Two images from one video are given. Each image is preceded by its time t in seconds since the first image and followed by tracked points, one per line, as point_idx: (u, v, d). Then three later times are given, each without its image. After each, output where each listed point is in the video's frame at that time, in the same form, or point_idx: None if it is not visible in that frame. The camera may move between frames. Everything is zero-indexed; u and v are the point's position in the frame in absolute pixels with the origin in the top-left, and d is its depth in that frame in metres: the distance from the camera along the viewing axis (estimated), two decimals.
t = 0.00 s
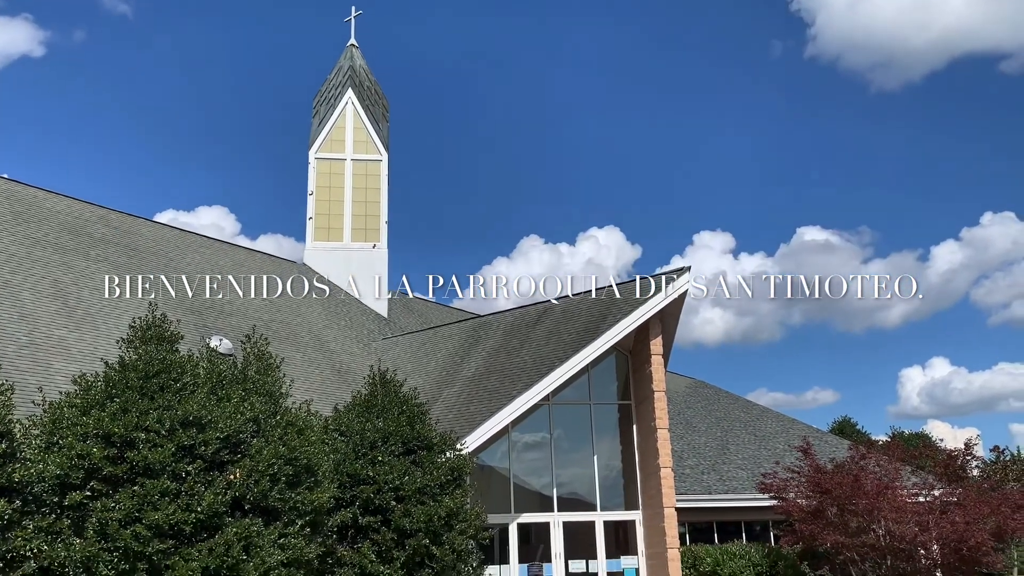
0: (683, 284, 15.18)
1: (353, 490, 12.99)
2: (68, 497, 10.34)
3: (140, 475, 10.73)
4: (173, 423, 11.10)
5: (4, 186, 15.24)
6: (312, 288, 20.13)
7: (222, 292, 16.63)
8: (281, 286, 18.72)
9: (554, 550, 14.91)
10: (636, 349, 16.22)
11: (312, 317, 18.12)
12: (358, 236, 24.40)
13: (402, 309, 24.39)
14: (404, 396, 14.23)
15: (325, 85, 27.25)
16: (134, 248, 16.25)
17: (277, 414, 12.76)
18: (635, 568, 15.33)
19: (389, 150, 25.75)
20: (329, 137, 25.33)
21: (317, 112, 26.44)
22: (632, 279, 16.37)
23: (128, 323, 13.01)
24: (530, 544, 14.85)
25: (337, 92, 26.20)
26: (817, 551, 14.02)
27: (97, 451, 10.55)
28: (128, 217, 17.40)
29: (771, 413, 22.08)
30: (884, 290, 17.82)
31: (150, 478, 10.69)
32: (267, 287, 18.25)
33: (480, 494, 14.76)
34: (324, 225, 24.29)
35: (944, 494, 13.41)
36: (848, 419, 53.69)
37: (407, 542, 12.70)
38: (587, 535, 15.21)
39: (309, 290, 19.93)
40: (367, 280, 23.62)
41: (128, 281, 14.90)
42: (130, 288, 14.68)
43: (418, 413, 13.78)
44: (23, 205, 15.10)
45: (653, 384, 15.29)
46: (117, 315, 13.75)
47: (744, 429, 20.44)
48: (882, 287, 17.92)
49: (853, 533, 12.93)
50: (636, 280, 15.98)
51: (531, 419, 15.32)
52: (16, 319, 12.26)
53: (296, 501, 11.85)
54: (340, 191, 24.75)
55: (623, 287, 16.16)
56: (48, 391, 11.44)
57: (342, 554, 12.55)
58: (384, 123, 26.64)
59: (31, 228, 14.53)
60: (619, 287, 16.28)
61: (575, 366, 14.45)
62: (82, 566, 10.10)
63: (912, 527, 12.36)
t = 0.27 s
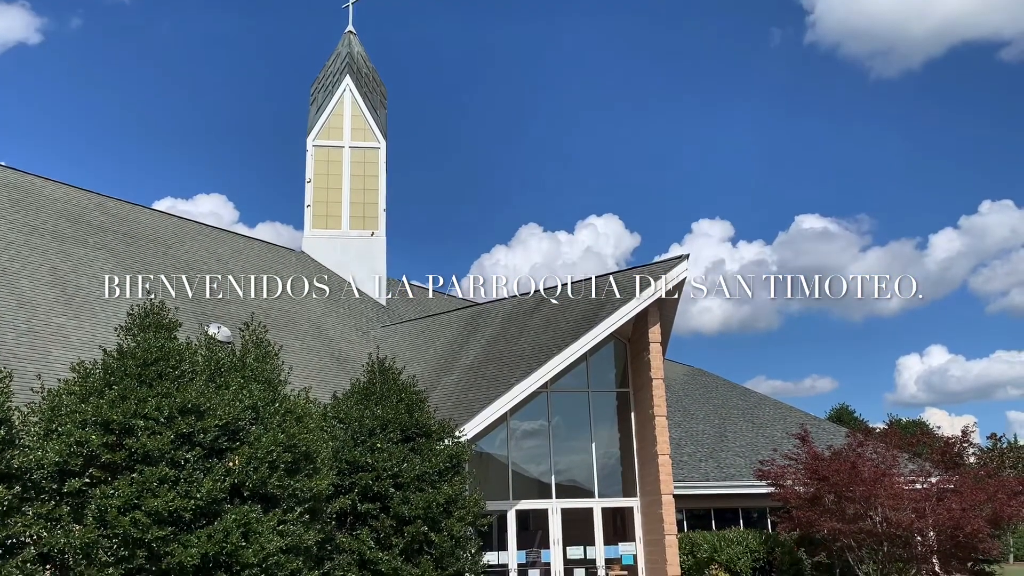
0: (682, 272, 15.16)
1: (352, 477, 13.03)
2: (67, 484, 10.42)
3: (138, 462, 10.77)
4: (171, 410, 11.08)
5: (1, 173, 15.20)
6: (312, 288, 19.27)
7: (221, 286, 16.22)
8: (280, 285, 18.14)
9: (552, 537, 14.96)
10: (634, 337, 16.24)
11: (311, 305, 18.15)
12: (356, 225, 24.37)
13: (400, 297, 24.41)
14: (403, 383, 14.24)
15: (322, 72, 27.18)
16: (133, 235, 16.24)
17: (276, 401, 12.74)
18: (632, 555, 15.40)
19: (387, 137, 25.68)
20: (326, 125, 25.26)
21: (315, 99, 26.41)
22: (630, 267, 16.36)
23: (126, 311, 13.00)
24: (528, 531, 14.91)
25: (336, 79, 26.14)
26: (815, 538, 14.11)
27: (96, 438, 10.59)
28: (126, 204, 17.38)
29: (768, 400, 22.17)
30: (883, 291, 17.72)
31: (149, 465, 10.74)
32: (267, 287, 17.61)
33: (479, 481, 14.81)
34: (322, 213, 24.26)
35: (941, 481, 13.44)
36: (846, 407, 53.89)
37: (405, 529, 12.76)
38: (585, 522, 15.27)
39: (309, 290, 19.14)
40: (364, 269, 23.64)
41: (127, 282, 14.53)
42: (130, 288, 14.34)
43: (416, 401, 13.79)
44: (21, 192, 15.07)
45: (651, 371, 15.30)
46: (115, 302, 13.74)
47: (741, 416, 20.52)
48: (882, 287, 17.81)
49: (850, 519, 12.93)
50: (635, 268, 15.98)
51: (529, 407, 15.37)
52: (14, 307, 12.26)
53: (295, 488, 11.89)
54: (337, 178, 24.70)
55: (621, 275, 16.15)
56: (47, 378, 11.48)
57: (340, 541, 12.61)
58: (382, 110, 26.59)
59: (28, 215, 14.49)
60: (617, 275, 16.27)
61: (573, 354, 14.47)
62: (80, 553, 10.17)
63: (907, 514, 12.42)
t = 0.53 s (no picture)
0: (680, 260, 15.15)
1: (351, 465, 13.05)
2: (66, 472, 10.42)
3: (138, 450, 10.75)
4: (170, 399, 11.08)
5: None
6: (313, 288, 18.54)
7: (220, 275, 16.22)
8: (280, 285, 17.52)
9: (550, 524, 15.03)
10: (632, 325, 16.24)
11: (310, 293, 18.15)
12: (354, 213, 24.32)
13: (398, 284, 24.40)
14: (402, 371, 14.26)
15: (320, 60, 27.10)
16: (131, 224, 16.20)
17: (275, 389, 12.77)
18: (630, 542, 15.47)
19: (385, 125, 25.62)
20: (324, 112, 25.19)
21: (312, 87, 26.34)
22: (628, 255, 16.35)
23: (124, 300, 12.99)
24: (526, 518, 14.96)
25: (333, 67, 26.06)
26: (814, 526, 14.18)
27: (95, 426, 10.58)
28: (124, 192, 17.33)
29: (766, 388, 22.22)
30: (883, 293, 17.74)
31: (148, 453, 10.73)
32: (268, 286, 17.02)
33: (477, 469, 14.85)
34: (319, 202, 24.22)
35: (938, 469, 13.46)
36: (844, 395, 54.06)
37: (404, 516, 12.80)
38: (584, 509, 15.32)
39: (309, 290, 18.40)
40: (362, 256, 23.60)
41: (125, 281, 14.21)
42: (131, 288, 14.05)
43: (415, 389, 13.80)
44: (18, 180, 15.02)
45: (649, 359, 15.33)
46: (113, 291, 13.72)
47: (740, 404, 20.57)
48: (882, 288, 17.79)
49: (847, 507, 12.96)
50: (633, 256, 15.97)
51: (528, 395, 15.39)
52: (12, 296, 12.24)
53: (294, 476, 11.91)
54: (335, 166, 24.65)
55: (619, 263, 16.13)
56: (45, 367, 11.46)
57: (339, 528, 12.65)
58: (380, 97, 26.51)
59: (25, 203, 14.44)
60: (616, 263, 16.26)
61: (572, 342, 14.46)
62: (80, 540, 10.20)
63: (905, 501, 12.45)
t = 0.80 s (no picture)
0: (679, 250, 15.16)
1: (351, 455, 13.08)
2: (66, 462, 10.42)
3: (138, 440, 10.76)
4: (170, 389, 11.09)
5: None
6: (313, 288, 18.02)
7: (219, 265, 16.21)
8: (279, 285, 17.01)
9: (550, 514, 15.07)
10: (631, 315, 16.26)
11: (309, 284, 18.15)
12: (353, 204, 24.29)
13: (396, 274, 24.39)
14: (402, 362, 14.28)
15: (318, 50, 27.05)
16: (129, 215, 16.18)
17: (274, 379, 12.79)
18: (629, 532, 15.50)
19: (383, 115, 25.58)
20: (323, 103, 25.14)
21: (311, 77, 26.29)
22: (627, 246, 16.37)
23: (123, 291, 12.99)
24: (525, 508, 15.00)
25: (332, 57, 26.02)
26: (811, 515, 14.30)
27: (95, 417, 10.58)
28: (122, 183, 17.30)
29: (765, 377, 22.28)
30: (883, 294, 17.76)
31: (148, 444, 10.74)
32: (268, 285, 16.65)
33: (477, 459, 14.88)
34: (319, 191, 24.20)
35: (936, 458, 13.49)
36: (842, 385, 54.25)
37: (404, 506, 12.84)
38: (583, 499, 15.36)
39: (309, 290, 17.87)
40: (361, 246, 23.55)
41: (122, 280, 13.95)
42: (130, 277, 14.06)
43: (414, 379, 13.82)
44: (16, 171, 14.99)
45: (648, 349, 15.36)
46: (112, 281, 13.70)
47: (738, 394, 20.62)
48: (882, 287, 17.79)
49: (846, 496, 12.99)
50: (632, 246, 15.98)
51: (527, 385, 15.42)
52: (11, 286, 12.23)
53: (294, 466, 11.94)
54: (334, 156, 24.61)
55: (618, 254, 16.14)
56: (44, 357, 11.45)
57: (339, 518, 12.69)
58: (379, 87, 26.45)
59: (23, 194, 14.42)
60: (615, 253, 16.28)
61: (571, 332, 14.48)
62: (81, 530, 10.20)
63: (903, 490, 12.50)
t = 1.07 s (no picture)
0: (678, 242, 15.15)
1: (350, 446, 13.09)
2: (66, 453, 10.42)
3: (137, 432, 10.78)
4: (169, 380, 11.10)
5: None
6: (313, 287, 17.56)
7: (218, 257, 16.20)
8: (279, 285, 16.60)
9: (549, 504, 15.10)
10: (630, 306, 16.27)
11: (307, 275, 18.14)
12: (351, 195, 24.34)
13: (395, 266, 24.36)
14: (401, 353, 14.29)
15: (316, 40, 26.96)
16: (127, 206, 16.15)
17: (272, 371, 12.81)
18: (628, 523, 15.55)
19: (382, 106, 25.50)
20: (321, 93, 25.06)
21: (309, 68, 26.22)
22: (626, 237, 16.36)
23: (121, 282, 12.99)
24: (525, 498, 15.03)
25: (330, 47, 25.91)
26: (810, 505, 14.25)
27: (94, 408, 10.57)
28: (120, 174, 17.27)
29: (764, 368, 22.30)
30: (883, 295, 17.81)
31: (147, 435, 10.77)
32: (268, 284, 16.25)
33: (476, 450, 14.91)
34: (317, 182, 24.19)
35: (935, 448, 13.50)
36: (841, 375, 54.42)
37: (403, 497, 12.87)
38: (583, 490, 15.39)
39: (309, 290, 17.39)
40: (359, 238, 23.47)
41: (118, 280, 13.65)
42: (128, 268, 14.07)
43: (413, 370, 13.83)
44: (13, 162, 14.96)
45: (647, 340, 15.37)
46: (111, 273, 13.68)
47: (737, 385, 20.64)
48: (882, 287, 17.81)
49: (844, 486, 13.06)
50: (631, 237, 15.97)
51: (526, 377, 15.43)
52: (9, 278, 12.22)
53: (293, 457, 11.96)
54: (333, 147, 24.56)
55: (617, 245, 16.13)
56: (43, 349, 11.44)
57: (339, 509, 12.71)
58: (377, 78, 26.37)
59: (21, 185, 14.39)
60: (613, 244, 16.26)
61: (569, 323, 14.49)
62: (81, 521, 10.23)
63: (901, 481, 12.55)
